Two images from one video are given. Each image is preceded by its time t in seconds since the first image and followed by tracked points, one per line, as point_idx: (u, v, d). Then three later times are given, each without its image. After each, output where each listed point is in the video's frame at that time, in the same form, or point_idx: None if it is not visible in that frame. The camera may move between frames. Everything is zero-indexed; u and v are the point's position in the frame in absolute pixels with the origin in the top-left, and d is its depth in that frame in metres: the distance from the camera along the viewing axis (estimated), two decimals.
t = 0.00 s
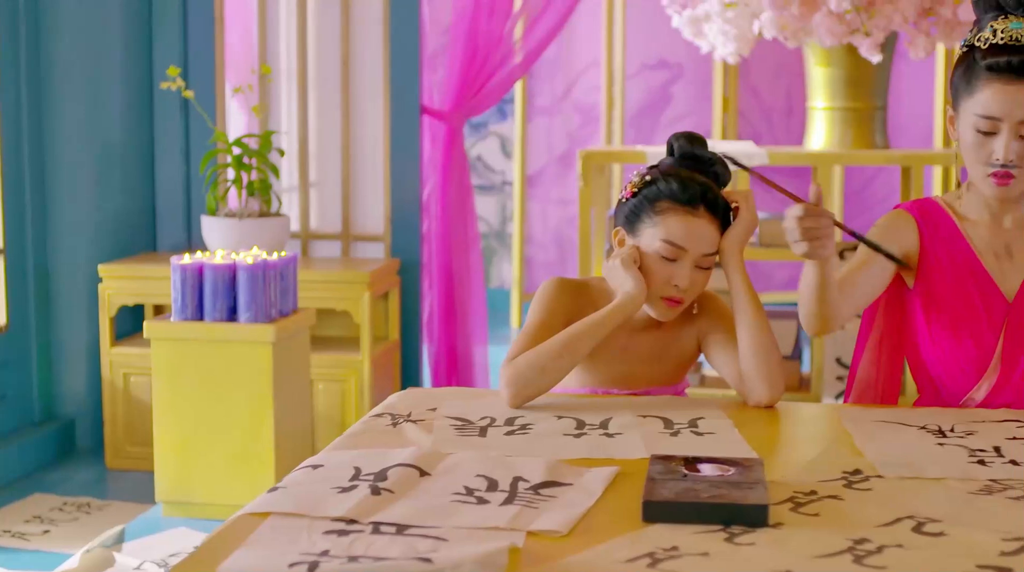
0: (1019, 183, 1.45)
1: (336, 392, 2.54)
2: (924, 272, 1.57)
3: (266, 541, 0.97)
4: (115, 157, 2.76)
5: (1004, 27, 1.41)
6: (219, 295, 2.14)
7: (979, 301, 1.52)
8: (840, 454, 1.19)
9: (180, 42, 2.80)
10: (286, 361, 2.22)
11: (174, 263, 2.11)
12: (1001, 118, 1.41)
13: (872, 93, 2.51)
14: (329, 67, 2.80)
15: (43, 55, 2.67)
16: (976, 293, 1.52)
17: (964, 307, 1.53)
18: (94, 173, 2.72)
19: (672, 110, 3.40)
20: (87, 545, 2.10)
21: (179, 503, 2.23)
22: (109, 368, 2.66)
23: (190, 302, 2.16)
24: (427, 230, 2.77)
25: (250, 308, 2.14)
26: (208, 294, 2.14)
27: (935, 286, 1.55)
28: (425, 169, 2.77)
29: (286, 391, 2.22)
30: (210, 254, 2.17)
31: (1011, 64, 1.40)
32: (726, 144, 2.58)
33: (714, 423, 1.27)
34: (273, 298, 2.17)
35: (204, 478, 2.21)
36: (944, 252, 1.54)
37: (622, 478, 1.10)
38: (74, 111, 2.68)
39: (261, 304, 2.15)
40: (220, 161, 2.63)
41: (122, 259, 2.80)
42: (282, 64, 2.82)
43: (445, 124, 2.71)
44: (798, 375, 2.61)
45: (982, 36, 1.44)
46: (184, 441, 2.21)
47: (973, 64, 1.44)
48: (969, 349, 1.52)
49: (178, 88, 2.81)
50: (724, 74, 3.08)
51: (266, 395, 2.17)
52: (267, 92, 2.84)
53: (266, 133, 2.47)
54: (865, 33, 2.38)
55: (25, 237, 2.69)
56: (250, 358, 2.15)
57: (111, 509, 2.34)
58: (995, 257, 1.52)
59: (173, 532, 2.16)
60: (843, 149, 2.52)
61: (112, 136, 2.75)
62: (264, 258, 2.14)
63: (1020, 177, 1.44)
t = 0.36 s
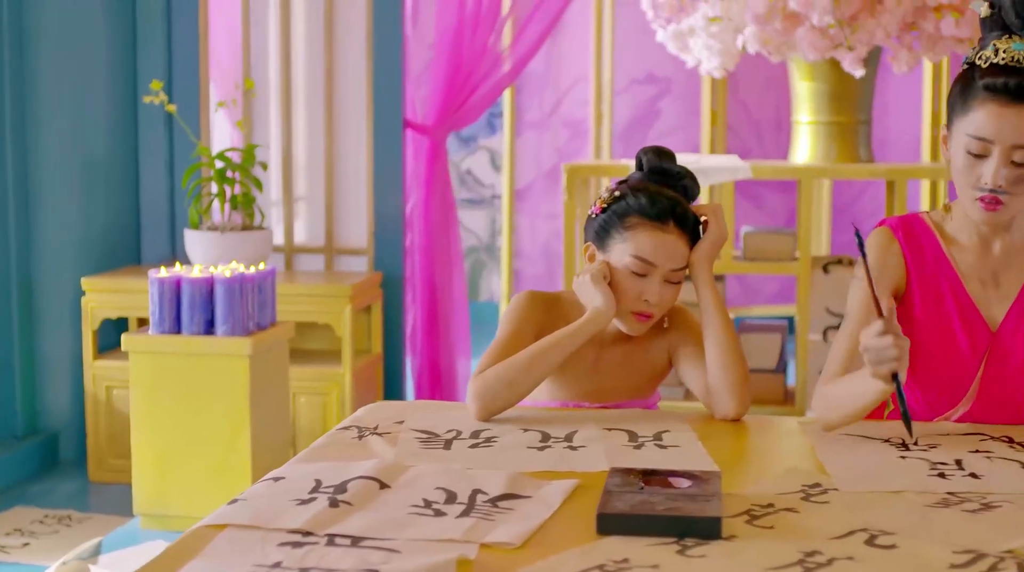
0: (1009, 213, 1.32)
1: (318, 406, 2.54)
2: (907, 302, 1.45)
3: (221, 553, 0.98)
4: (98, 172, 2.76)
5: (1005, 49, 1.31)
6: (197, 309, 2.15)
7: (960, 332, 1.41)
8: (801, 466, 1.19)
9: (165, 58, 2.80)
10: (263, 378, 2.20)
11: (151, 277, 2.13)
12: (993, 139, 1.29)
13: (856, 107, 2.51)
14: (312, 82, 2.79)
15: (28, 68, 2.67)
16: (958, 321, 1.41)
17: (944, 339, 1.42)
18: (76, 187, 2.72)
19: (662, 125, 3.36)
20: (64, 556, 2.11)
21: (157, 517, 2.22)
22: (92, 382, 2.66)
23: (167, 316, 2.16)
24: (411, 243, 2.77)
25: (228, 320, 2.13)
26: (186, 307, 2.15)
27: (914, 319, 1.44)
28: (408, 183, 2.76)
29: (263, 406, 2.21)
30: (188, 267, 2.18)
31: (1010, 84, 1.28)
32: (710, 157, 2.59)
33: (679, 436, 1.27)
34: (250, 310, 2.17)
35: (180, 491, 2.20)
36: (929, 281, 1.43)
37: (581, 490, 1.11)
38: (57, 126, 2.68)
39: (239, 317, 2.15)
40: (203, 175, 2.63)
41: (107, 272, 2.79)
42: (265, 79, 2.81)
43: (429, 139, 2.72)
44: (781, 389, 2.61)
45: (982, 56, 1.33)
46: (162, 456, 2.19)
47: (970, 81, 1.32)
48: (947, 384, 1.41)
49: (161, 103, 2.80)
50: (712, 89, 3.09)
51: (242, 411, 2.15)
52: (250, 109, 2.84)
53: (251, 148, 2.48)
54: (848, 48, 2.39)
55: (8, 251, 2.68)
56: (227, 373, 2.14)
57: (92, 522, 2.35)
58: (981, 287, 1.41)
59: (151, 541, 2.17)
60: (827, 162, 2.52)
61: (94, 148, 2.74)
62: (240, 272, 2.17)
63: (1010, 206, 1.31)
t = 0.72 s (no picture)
0: (983, 268, 1.24)
1: (301, 416, 2.54)
2: (880, 321, 1.33)
3: (179, 562, 0.98)
4: (83, 183, 2.77)
5: (987, 108, 1.18)
6: (175, 319, 2.12)
7: (933, 359, 1.30)
8: (764, 476, 1.20)
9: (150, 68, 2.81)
10: (240, 394, 2.16)
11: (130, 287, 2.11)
12: (966, 204, 1.19)
13: (841, 118, 2.52)
14: (295, 93, 2.80)
15: (14, 80, 2.68)
16: (931, 352, 1.30)
17: (916, 364, 1.31)
18: (61, 198, 2.73)
19: (651, 136, 3.36)
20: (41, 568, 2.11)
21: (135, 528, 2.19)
22: (75, 392, 2.67)
23: (147, 325, 2.13)
24: (395, 253, 2.77)
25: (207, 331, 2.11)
26: (164, 316, 2.12)
27: (886, 340, 1.32)
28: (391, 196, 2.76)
29: (242, 416, 2.18)
30: (169, 279, 2.16)
31: (983, 154, 1.16)
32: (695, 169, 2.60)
33: (645, 447, 1.28)
34: (229, 322, 2.15)
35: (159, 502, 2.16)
36: (906, 303, 1.30)
37: (542, 499, 1.11)
38: (41, 136, 2.69)
39: (218, 326, 2.12)
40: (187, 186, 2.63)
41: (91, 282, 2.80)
42: (251, 91, 2.82)
43: (412, 150, 2.71)
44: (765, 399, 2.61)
45: (965, 108, 1.21)
46: (141, 467, 2.16)
47: (950, 133, 1.21)
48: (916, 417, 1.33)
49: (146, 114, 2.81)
50: (700, 100, 3.10)
51: (222, 421, 2.12)
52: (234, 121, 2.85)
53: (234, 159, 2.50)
54: (831, 60, 2.39)
55: None
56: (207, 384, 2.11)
57: (74, 532, 2.35)
58: (957, 316, 1.29)
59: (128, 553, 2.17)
60: (812, 174, 2.53)
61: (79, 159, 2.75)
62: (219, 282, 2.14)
63: (982, 263, 1.23)
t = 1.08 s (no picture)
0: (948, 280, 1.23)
1: (286, 423, 2.55)
2: (850, 329, 1.33)
3: (140, 566, 0.99)
4: (70, 191, 2.78)
5: (953, 125, 1.20)
6: (155, 325, 2.12)
7: (902, 366, 1.30)
8: (729, 483, 1.20)
9: (137, 76, 2.82)
10: (222, 400, 2.17)
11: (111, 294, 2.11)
12: (932, 220, 1.19)
13: (828, 126, 2.52)
14: (280, 100, 2.80)
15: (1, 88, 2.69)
16: (902, 362, 1.30)
17: (887, 375, 1.32)
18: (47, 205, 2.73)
19: (641, 145, 3.36)
20: None
21: (117, 533, 2.19)
22: (61, 399, 2.68)
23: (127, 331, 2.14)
24: (379, 260, 2.76)
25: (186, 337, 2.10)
26: (145, 324, 2.12)
27: (856, 349, 1.33)
28: (376, 204, 2.76)
29: (224, 424, 2.18)
30: (148, 284, 2.15)
31: (949, 172, 1.18)
32: (684, 176, 2.60)
33: (608, 452, 1.30)
34: (210, 328, 2.15)
35: (140, 509, 2.17)
36: (875, 311, 1.31)
37: (506, 506, 1.12)
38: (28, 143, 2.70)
39: (197, 333, 2.12)
40: (173, 193, 2.63)
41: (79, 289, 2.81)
42: (237, 100, 2.83)
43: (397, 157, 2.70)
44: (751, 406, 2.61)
45: (931, 126, 1.22)
46: (121, 474, 2.17)
47: (915, 149, 1.21)
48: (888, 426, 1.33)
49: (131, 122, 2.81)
50: (690, 108, 3.11)
51: (203, 427, 2.12)
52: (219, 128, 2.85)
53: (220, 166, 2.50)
54: (818, 68, 2.40)
55: None
56: (188, 391, 2.11)
57: (59, 538, 2.36)
58: (926, 324, 1.30)
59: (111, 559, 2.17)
60: (799, 180, 2.53)
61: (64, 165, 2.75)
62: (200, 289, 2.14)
63: (948, 274, 1.22)
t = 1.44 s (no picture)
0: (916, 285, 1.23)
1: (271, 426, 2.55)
2: (818, 331, 1.34)
3: (101, 566, 0.99)
4: (58, 194, 2.78)
5: (919, 126, 1.20)
6: (137, 328, 2.12)
7: (870, 369, 1.31)
8: (695, 483, 1.21)
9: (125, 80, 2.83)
10: (203, 402, 2.17)
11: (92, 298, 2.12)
12: (898, 221, 1.19)
13: (815, 129, 2.53)
14: (266, 104, 2.81)
15: None
16: (870, 364, 1.30)
17: (855, 378, 1.32)
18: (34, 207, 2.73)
19: (632, 148, 3.36)
20: None
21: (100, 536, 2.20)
22: (47, 402, 2.68)
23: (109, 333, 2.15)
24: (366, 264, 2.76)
25: (168, 340, 2.11)
26: (127, 327, 2.13)
27: (823, 351, 1.33)
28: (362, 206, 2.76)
29: (205, 427, 2.18)
30: (131, 287, 2.16)
31: (915, 172, 1.18)
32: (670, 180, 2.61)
33: (579, 454, 1.30)
34: (191, 331, 2.15)
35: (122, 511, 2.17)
36: (845, 312, 1.31)
37: (472, 507, 1.13)
38: (15, 145, 2.70)
39: (178, 335, 2.12)
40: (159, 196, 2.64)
41: (66, 292, 2.81)
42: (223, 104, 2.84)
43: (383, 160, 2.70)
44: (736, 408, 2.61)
45: (897, 128, 1.22)
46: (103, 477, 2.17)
47: (882, 151, 1.22)
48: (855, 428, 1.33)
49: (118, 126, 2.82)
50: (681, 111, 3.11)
51: (183, 429, 2.13)
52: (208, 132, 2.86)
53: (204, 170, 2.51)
54: (804, 71, 2.40)
55: None
56: (168, 394, 2.12)
57: (43, 540, 2.36)
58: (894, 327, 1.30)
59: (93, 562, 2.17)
60: (786, 183, 2.54)
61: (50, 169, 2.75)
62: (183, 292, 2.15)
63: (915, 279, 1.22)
